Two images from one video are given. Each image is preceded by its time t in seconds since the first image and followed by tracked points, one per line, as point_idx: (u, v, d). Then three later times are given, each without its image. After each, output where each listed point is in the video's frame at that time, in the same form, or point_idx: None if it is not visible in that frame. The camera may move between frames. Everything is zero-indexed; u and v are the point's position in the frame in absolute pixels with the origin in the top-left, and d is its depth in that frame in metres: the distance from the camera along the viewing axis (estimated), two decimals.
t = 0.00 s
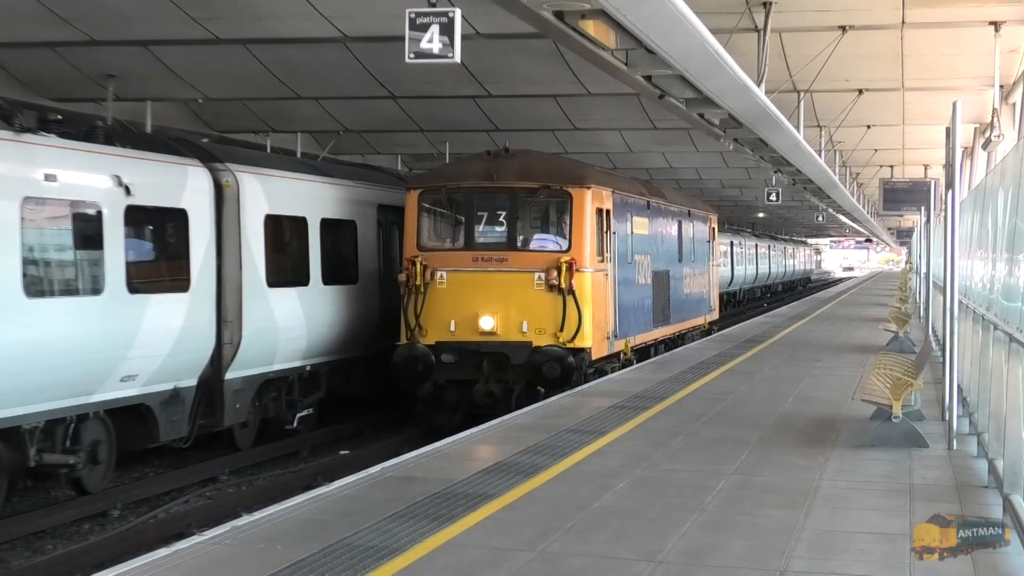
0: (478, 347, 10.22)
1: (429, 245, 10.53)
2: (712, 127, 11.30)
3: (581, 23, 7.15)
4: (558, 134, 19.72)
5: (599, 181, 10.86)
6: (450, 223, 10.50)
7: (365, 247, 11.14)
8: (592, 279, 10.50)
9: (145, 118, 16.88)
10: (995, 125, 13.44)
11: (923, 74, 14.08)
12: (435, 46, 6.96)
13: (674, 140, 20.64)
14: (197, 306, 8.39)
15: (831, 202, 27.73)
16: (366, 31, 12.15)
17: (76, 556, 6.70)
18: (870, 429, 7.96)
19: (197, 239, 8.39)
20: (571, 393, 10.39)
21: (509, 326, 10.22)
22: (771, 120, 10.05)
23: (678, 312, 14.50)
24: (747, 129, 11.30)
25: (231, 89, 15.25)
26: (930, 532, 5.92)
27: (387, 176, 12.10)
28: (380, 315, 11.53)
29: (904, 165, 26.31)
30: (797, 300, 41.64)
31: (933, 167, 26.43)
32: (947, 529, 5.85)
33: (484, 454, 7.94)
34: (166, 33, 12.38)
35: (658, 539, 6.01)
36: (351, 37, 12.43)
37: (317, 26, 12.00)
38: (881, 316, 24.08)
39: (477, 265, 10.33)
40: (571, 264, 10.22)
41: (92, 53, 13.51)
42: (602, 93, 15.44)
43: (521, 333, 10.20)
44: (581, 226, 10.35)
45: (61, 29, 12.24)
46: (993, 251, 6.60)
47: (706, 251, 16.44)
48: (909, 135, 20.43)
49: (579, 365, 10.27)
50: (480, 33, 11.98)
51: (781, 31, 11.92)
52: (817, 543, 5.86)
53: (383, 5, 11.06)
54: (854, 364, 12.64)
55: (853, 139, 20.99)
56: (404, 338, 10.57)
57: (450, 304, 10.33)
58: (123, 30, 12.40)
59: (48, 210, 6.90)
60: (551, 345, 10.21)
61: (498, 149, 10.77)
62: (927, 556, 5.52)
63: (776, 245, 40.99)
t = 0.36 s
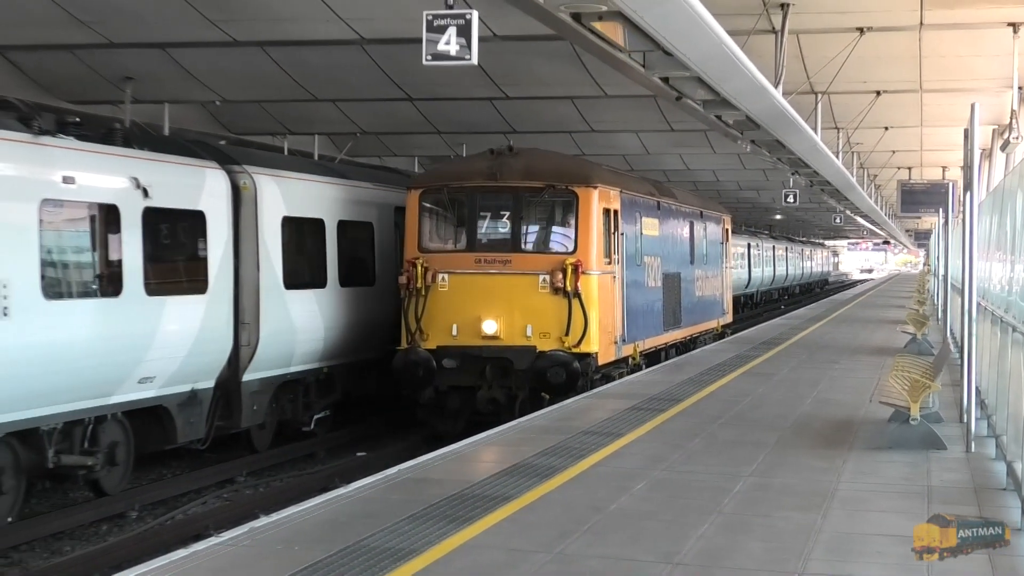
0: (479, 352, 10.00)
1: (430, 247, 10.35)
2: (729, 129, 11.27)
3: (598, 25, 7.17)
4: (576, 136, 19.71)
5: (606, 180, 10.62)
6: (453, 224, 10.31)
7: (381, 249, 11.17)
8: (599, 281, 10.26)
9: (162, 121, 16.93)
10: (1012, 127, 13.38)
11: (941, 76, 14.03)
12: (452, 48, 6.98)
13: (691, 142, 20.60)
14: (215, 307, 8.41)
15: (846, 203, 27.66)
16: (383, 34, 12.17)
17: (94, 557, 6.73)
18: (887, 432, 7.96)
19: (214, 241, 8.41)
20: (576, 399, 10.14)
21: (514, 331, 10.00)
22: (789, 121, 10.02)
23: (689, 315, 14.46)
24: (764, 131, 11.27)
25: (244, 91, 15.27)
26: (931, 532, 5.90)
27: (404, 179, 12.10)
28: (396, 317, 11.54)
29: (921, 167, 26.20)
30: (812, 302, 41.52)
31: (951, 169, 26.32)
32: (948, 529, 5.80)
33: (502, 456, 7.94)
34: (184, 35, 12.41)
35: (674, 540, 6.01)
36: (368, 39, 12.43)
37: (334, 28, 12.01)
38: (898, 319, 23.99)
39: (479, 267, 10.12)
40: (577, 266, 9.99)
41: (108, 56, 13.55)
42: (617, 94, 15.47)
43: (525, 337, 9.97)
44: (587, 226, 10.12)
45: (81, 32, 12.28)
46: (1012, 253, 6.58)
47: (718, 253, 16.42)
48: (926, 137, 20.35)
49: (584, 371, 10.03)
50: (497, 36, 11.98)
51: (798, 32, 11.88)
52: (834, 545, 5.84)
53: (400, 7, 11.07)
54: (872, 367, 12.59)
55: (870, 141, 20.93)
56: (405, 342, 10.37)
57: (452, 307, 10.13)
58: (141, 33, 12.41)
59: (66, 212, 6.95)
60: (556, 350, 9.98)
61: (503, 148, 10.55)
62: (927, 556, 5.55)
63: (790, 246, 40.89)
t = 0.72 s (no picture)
0: (479, 355, 9.75)
1: (430, 248, 10.10)
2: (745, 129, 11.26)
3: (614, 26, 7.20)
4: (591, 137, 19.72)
5: (611, 178, 10.36)
6: (452, 224, 10.06)
7: (396, 250, 11.21)
8: (604, 283, 10.02)
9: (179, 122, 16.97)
10: None
11: (957, 77, 14.00)
12: (468, 48, 6.98)
13: (707, 143, 20.59)
14: (231, 307, 8.48)
15: (861, 203, 27.58)
16: (398, 34, 12.18)
17: (111, 556, 6.75)
18: (904, 433, 7.94)
19: (231, 240, 8.49)
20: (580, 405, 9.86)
21: (515, 334, 9.75)
22: (804, 121, 10.00)
23: (699, 317, 14.41)
24: (780, 132, 11.25)
25: (254, 92, 15.28)
26: (930, 532, 5.96)
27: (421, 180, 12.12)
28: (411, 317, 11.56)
29: (937, 167, 26.11)
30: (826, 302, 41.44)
31: (966, 169, 26.19)
32: (948, 530, 5.89)
33: (517, 457, 7.94)
34: (199, 36, 12.43)
35: (689, 541, 6.02)
36: (384, 40, 12.43)
37: (350, 29, 12.01)
38: (913, 319, 23.94)
39: (480, 268, 9.88)
40: (581, 267, 9.73)
41: (120, 57, 13.59)
42: (633, 95, 15.49)
43: (527, 341, 9.73)
44: (591, 225, 9.84)
45: (97, 33, 12.32)
46: None
47: (730, 254, 16.41)
48: (943, 138, 20.28)
49: (587, 375, 9.78)
50: (513, 37, 11.97)
51: (814, 32, 11.84)
52: (850, 547, 5.84)
53: (415, 7, 11.07)
54: (887, 368, 12.57)
55: (886, 141, 20.88)
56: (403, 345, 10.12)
57: (452, 310, 9.88)
58: (158, 35, 12.43)
59: (84, 212, 7.04)
60: (558, 354, 9.72)
61: (504, 144, 10.29)
62: (927, 556, 5.58)
63: (803, 246, 40.78)
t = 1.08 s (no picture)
0: (477, 359, 9.41)
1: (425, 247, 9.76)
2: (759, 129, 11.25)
3: (627, 26, 7.19)
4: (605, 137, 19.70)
5: (614, 175, 10.08)
6: (449, 222, 9.71)
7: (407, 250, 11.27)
8: (606, 283, 9.73)
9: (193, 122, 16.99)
10: None
11: (970, 76, 13.97)
12: (481, 49, 6.98)
13: (721, 142, 20.57)
14: (243, 307, 8.55)
15: (873, 203, 27.53)
16: (412, 34, 12.17)
17: (125, 557, 6.77)
18: (918, 433, 7.93)
19: (245, 240, 8.55)
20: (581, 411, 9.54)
21: (515, 337, 9.42)
22: (817, 120, 9.99)
23: (706, 318, 14.33)
24: (793, 132, 11.23)
25: (263, 93, 15.29)
26: (931, 532, 6.01)
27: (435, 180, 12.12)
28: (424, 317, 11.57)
29: (951, 167, 26.04)
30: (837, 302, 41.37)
31: (979, 169, 26.11)
32: (948, 529, 5.97)
33: (530, 457, 7.92)
34: (212, 36, 12.42)
35: (703, 541, 6.01)
36: (397, 40, 12.41)
37: (364, 29, 11.99)
38: (926, 319, 23.89)
39: (478, 268, 9.54)
40: (582, 267, 9.42)
41: (133, 57, 13.59)
42: (647, 95, 15.48)
43: (528, 344, 9.41)
44: (593, 223, 9.57)
45: (110, 33, 12.30)
46: None
47: (739, 254, 16.41)
48: (957, 138, 20.23)
49: (589, 379, 9.46)
50: (526, 36, 11.96)
51: (828, 32, 11.81)
52: (864, 547, 5.83)
53: (429, 7, 11.06)
54: (901, 367, 12.55)
55: (900, 141, 20.84)
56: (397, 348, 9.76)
57: (449, 311, 9.53)
58: (172, 35, 12.42)
59: (99, 213, 7.14)
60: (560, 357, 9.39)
61: (503, 141, 9.99)
62: (928, 556, 5.58)
63: (814, 246, 40.68)
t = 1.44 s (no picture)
0: (472, 362, 9.32)
1: (419, 247, 9.67)
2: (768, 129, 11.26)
3: (637, 26, 7.20)
4: (616, 137, 19.71)
5: (614, 172, 9.96)
6: (443, 221, 9.63)
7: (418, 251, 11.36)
8: (605, 284, 9.60)
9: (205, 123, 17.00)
10: None
11: (980, 76, 13.96)
12: (492, 49, 6.98)
13: (733, 143, 20.56)
14: (254, 308, 8.63)
15: (882, 203, 27.53)
16: (422, 35, 12.18)
17: (139, 557, 6.81)
18: (930, 432, 7.94)
19: (257, 242, 8.64)
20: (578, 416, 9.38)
21: (510, 339, 9.34)
22: (829, 120, 9.99)
23: (711, 319, 14.28)
24: (804, 132, 11.23)
25: (271, 93, 15.30)
26: (931, 533, 6.02)
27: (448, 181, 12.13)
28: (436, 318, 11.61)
29: (962, 167, 26.01)
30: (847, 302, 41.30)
31: (990, 169, 26.05)
32: (947, 529, 5.99)
33: (540, 457, 7.93)
34: (224, 38, 12.42)
35: (715, 541, 6.02)
36: (409, 41, 12.41)
37: (375, 30, 11.99)
38: (937, 318, 23.85)
39: (472, 269, 9.45)
40: (580, 268, 9.32)
41: (142, 58, 13.59)
42: (658, 96, 15.49)
43: (524, 347, 9.32)
44: (591, 223, 9.45)
45: (122, 34, 12.30)
46: None
47: (745, 254, 16.41)
48: (967, 137, 20.21)
49: (588, 382, 9.36)
50: (537, 37, 11.96)
51: (839, 32, 11.81)
52: (876, 547, 5.84)
53: (439, 8, 11.09)
54: (912, 367, 12.54)
55: (911, 141, 20.82)
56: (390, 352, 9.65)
57: (442, 313, 9.45)
58: (184, 37, 12.42)
59: (112, 213, 7.19)
60: (557, 360, 9.30)
61: (499, 137, 9.87)
62: (926, 556, 5.60)
63: (822, 246, 40.59)
